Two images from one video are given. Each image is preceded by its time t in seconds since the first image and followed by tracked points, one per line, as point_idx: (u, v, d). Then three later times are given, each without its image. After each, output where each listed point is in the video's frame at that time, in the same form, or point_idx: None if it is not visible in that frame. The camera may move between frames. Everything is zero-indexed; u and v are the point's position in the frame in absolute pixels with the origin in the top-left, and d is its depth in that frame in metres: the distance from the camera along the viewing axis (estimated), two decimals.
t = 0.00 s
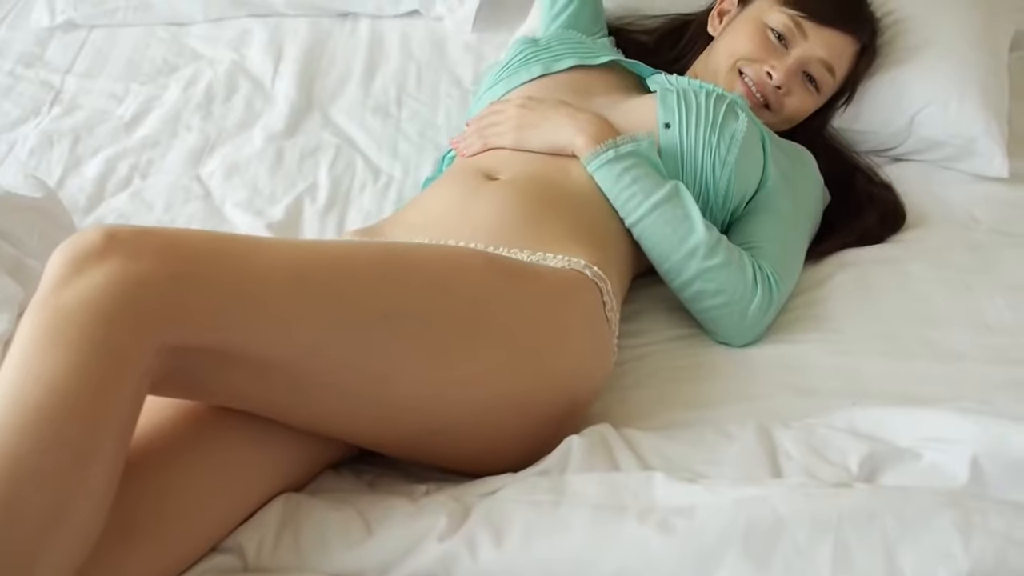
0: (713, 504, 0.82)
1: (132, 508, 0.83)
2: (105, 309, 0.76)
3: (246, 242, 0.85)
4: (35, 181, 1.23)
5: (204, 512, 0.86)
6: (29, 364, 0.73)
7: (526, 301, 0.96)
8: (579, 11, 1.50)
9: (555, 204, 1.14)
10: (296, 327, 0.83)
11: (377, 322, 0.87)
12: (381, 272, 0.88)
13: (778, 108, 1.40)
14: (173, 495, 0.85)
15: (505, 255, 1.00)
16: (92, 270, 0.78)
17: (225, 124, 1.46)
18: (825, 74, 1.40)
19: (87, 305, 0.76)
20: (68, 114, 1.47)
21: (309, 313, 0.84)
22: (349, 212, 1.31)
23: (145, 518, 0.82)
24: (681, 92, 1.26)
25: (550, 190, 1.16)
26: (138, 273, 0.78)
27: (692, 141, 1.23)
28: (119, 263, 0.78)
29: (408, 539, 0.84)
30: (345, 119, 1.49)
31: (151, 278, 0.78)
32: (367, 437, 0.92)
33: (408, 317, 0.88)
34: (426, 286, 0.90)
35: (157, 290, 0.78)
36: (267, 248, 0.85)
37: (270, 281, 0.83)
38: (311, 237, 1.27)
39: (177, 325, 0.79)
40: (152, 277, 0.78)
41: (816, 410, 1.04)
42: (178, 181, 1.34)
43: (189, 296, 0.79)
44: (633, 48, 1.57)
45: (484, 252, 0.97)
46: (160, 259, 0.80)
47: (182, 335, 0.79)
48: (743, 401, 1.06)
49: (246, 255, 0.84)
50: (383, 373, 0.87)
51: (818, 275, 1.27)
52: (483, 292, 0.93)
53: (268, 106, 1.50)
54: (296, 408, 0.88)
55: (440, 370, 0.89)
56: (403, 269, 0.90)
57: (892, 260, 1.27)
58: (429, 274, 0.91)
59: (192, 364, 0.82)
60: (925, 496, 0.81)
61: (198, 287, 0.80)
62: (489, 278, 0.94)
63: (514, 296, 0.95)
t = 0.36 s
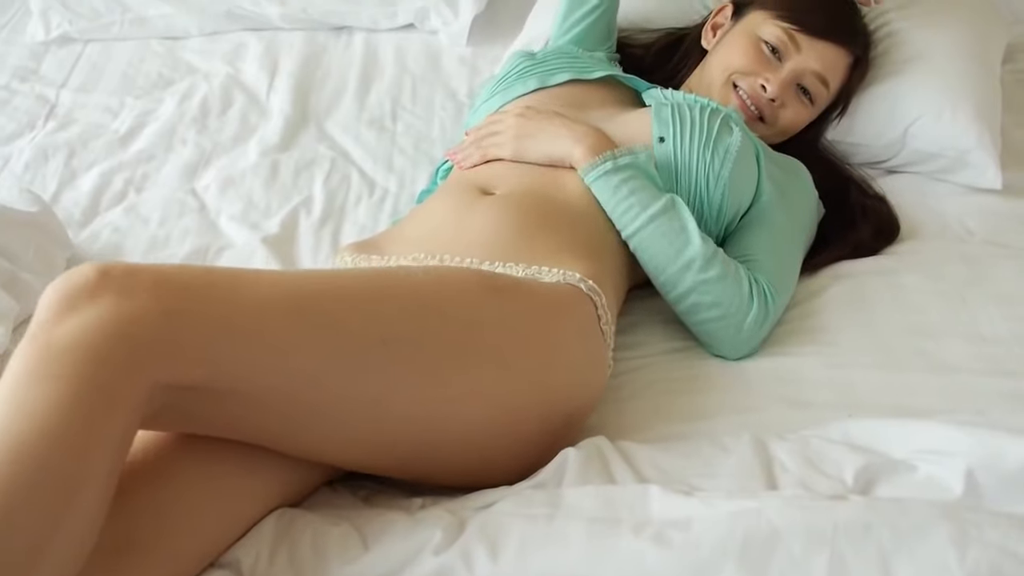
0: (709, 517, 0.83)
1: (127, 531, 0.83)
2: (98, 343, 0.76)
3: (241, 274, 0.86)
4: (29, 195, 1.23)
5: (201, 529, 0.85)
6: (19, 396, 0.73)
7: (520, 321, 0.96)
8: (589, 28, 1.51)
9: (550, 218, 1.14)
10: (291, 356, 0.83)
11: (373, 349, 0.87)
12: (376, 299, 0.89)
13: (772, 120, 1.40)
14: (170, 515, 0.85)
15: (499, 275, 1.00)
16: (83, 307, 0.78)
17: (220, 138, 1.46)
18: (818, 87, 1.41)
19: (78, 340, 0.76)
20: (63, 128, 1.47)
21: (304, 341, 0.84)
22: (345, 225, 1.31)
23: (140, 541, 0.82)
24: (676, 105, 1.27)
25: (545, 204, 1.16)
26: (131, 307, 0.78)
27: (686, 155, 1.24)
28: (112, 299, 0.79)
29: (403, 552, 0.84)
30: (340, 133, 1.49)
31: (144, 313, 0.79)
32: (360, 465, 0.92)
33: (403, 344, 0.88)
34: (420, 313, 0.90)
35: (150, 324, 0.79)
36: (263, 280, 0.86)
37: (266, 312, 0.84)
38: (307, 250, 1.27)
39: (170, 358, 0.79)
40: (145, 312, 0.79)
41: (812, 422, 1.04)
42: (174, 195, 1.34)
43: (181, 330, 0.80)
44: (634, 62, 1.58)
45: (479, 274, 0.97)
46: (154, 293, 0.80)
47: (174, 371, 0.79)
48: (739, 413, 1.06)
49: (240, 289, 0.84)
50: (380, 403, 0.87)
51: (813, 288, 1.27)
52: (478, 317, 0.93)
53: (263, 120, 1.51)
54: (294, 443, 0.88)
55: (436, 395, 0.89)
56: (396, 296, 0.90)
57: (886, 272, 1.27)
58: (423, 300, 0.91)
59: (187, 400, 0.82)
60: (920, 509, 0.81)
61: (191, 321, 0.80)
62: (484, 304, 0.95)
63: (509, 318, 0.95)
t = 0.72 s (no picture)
0: (701, 530, 0.83)
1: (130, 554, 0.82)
2: (95, 387, 0.76)
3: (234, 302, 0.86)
4: (21, 209, 1.23)
5: (203, 551, 0.85)
6: (17, 437, 0.73)
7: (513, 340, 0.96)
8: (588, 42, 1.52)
9: (545, 233, 1.14)
10: (285, 384, 0.83)
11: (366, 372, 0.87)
12: (368, 323, 0.89)
13: (761, 132, 1.40)
14: (176, 540, 0.84)
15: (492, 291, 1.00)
16: (79, 349, 0.78)
17: (212, 152, 1.46)
18: (807, 100, 1.41)
19: (75, 384, 0.76)
20: (54, 142, 1.47)
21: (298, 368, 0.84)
22: (337, 239, 1.32)
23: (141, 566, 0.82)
24: (669, 119, 1.28)
25: (539, 218, 1.16)
26: (128, 347, 0.78)
27: (680, 166, 1.25)
28: (108, 338, 0.79)
29: (396, 567, 0.84)
30: (332, 146, 1.49)
31: (141, 353, 0.79)
32: (356, 488, 0.92)
33: (395, 368, 0.88)
34: (411, 336, 0.90)
35: (147, 364, 0.78)
36: (255, 306, 0.86)
37: (259, 339, 0.84)
38: (298, 264, 1.27)
39: (169, 397, 0.79)
40: (142, 351, 0.79)
41: (804, 434, 1.04)
42: (166, 209, 1.34)
43: (178, 369, 0.80)
44: (626, 75, 1.59)
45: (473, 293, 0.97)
46: (150, 330, 0.80)
47: (172, 410, 0.79)
48: (731, 425, 1.06)
49: (234, 318, 0.84)
50: (375, 429, 0.87)
51: (805, 299, 1.28)
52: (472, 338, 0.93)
53: (255, 134, 1.51)
54: (289, 471, 0.88)
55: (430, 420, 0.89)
56: (388, 321, 0.90)
57: (877, 283, 1.27)
58: (417, 324, 0.91)
59: (187, 439, 0.82)
60: (912, 520, 0.81)
61: (187, 358, 0.80)
62: (478, 325, 0.94)
63: (502, 338, 0.95)
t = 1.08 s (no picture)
0: (693, 541, 0.83)
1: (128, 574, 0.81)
2: (89, 427, 0.76)
3: (225, 333, 0.85)
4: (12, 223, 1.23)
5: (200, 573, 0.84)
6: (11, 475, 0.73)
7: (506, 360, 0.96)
8: (586, 51, 1.53)
9: (535, 245, 1.15)
10: (279, 415, 0.83)
11: (360, 397, 0.86)
12: (359, 348, 0.88)
13: (750, 142, 1.41)
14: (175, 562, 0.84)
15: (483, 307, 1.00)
16: (73, 387, 0.77)
17: (203, 164, 1.46)
18: (796, 108, 1.42)
19: (69, 422, 0.75)
20: (44, 156, 1.47)
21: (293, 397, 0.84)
22: (328, 251, 1.32)
23: None
24: (659, 131, 1.29)
25: (530, 229, 1.17)
26: (123, 386, 0.78)
27: (670, 177, 1.25)
28: (103, 376, 0.78)
29: None
30: (323, 159, 1.50)
31: (136, 390, 0.78)
32: (350, 509, 0.92)
33: (390, 392, 0.88)
34: (403, 359, 0.90)
35: (141, 401, 0.78)
36: (247, 336, 0.85)
37: (251, 369, 0.83)
38: (289, 277, 1.27)
39: (164, 433, 0.79)
40: (137, 389, 0.78)
41: (796, 445, 1.04)
42: (156, 222, 1.34)
43: (173, 405, 0.79)
44: (618, 86, 1.60)
45: (466, 311, 0.97)
46: (145, 366, 0.79)
47: (167, 447, 0.79)
48: (723, 436, 1.07)
49: (227, 350, 0.83)
50: (369, 453, 0.87)
51: (795, 310, 1.28)
52: (465, 359, 0.93)
53: (246, 147, 1.51)
54: (283, 497, 0.87)
55: (423, 444, 0.89)
56: (381, 344, 0.89)
57: (867, 294, 1.28)
58: (411, 348, 0.91)
59: (182, 474, 0.82)
60: (903, 530, 0.81)
61: (182, 393, 0.80)
62: (471, 344, 0.94)
63: (494, 357, 0.95)
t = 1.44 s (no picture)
0: (689, 550, 0.83)
1: None
2: (92, 462, 0.76)
3: (223, 362, 0.85)
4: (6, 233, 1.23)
5: None
6: (14, 512, 0.73)
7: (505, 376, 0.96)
8: (586, 60, 1.54)
9: (530, 254, 1.15)
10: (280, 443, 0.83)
11: (359, 418, 0.87)
12: (357, 370, 0.88)
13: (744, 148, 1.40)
14: None
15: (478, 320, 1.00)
16: (76, 424, 0.77)
17: (197, 173, 1.46)
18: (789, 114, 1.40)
19: (72, 459, 0.75)
20: (38, 165, 1.47)
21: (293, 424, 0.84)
22: (322, 260, 1.32)
23: None
24: (654, 139, 1.29)
25: (527, 237, 1.17)
26: (125, 421, 0.78)
27: (665, 186, 1.24)
28: (106, 413, 0.78)
29: None
30: (317, 168, 1.50)
31: (137, 425, 0.78)
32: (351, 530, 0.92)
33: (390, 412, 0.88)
34: (401, 378, 0.90)
35: (142, 435, 0.78)
36: (245, 363, 0.86)
37: (251, 397, 0.83)
38: (283, 285, 1.27)
39: (168, 466, 0.79)
40: (138, 423, 0.78)
41: (790, 452, 1.04)
42: (150, 231, 1.34)
43: (175, 438, 0.79)
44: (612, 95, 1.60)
45: (462, 328, 0.97)
46: (147, 402, 0.79)
47: (170, 480, 0.79)
48: (718, 444, 1.07)
49: (227, 380, 0.84)
50: (370, 476, 0.88)
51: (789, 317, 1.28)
52: (464, 375, 0.93)
53: (240, 156, 1.51)
54: (286, 523, 0.88)
55: (425, 464, 0.90)
56: (379, 364, 0.90)
57: (861, 301, 1.28)
58: (410, 369, 0.91)
59: (185, 506, 0.82)
60: (898, 537, 0.81)
61: (183, 425, 0.80)
62: (469, 360, 0.94)
63: (493, 373, 0.95)
